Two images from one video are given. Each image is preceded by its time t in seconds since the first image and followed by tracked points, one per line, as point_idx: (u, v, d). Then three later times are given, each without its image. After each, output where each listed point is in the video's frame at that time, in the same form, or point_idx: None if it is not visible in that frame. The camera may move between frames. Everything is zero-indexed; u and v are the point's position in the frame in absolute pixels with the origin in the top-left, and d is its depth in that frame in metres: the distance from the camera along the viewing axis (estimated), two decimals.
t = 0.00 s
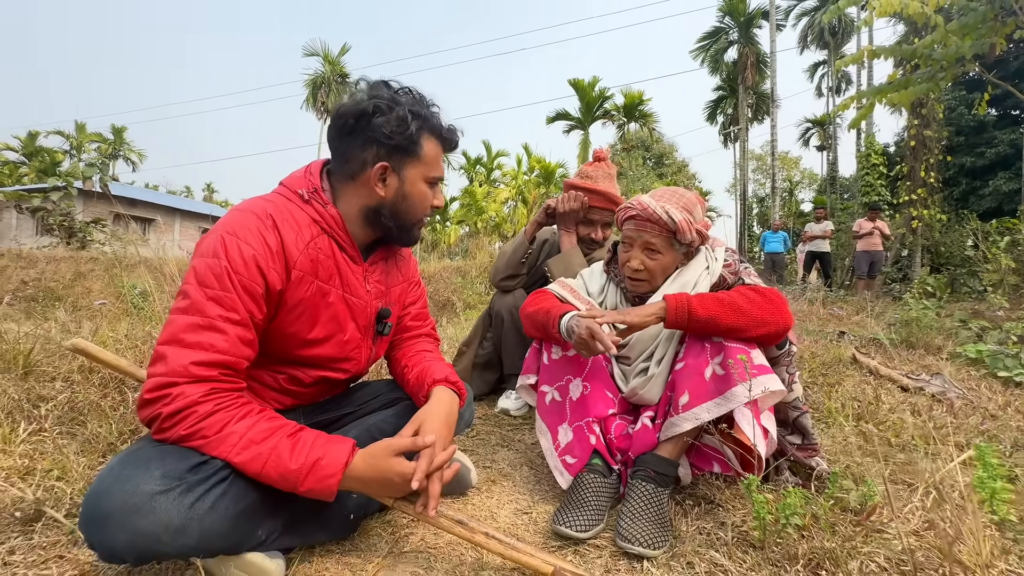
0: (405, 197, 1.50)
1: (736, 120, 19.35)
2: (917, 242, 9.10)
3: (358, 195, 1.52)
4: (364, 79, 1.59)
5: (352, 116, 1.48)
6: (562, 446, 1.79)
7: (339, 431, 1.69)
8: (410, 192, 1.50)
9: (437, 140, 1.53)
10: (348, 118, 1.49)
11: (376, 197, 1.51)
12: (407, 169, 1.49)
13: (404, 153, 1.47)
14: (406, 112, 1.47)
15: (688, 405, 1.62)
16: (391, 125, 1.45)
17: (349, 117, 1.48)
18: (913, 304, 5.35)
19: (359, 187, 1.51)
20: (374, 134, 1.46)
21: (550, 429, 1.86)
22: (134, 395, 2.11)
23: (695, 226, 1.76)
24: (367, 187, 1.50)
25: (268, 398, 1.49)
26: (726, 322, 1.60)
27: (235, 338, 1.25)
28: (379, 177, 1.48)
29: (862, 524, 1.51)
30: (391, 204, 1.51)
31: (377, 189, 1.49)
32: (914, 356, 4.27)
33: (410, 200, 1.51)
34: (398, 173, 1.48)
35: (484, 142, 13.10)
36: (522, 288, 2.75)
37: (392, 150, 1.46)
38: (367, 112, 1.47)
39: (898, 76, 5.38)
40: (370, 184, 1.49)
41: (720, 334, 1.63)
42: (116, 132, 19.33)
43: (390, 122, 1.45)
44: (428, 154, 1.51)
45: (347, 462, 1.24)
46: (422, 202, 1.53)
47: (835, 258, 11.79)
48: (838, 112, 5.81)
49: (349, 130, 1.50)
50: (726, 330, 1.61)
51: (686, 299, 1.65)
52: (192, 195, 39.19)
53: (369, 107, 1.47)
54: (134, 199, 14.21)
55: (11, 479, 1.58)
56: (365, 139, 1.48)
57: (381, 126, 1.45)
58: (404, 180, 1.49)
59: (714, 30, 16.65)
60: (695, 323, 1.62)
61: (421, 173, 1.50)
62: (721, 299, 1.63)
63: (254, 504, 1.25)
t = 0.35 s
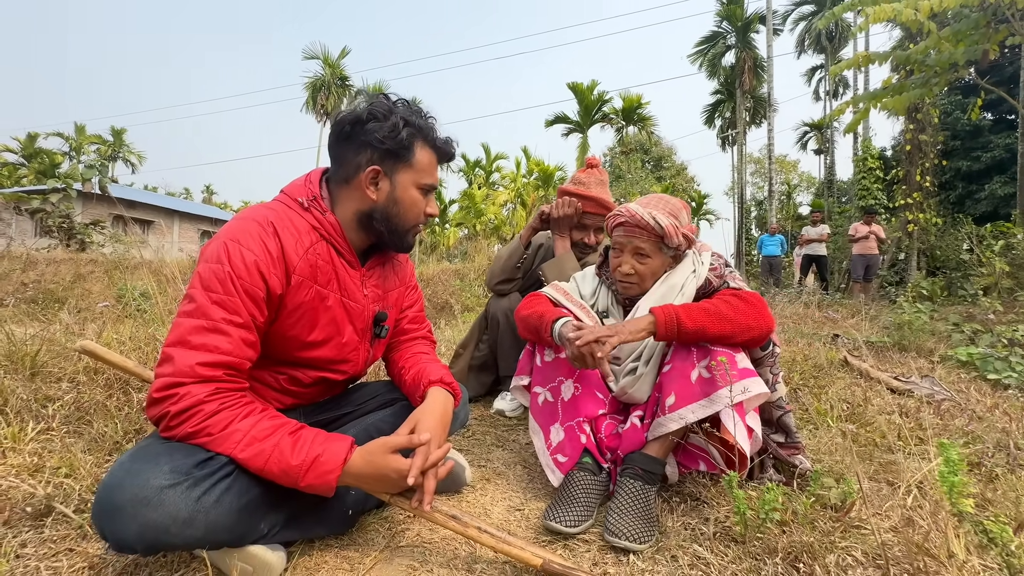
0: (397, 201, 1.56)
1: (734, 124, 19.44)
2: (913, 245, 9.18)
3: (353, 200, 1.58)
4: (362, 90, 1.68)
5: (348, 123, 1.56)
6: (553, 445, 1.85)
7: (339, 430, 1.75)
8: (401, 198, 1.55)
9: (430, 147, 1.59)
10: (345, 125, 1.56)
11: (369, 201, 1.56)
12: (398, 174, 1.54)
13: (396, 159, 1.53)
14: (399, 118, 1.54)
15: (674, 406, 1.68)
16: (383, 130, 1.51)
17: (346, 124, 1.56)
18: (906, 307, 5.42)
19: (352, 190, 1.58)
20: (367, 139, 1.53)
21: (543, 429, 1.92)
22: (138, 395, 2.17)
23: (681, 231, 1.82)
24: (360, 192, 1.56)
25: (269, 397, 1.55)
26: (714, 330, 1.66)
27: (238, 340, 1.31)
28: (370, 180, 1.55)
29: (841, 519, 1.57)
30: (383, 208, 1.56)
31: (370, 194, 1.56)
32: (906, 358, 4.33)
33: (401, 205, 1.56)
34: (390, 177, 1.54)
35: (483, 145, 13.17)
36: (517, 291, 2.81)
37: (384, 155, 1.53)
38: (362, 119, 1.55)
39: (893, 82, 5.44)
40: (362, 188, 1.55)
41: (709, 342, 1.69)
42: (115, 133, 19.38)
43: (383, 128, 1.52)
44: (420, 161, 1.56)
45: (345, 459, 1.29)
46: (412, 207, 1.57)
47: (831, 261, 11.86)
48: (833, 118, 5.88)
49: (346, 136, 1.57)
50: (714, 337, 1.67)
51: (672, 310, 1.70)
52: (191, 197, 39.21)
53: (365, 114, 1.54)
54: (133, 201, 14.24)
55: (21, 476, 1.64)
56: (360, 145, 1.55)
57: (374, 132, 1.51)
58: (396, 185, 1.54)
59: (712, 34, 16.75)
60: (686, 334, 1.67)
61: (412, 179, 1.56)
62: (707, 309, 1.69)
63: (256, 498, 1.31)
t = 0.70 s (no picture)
0: (388, 202, 1.56)
1: (730, 125, 19.52)
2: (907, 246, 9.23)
3: (346, 201, 1.59)
4: (356, 93, 1.69)
5: (340, 124, 1.56)
6: (547, 445, 1.86)
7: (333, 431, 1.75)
8: (393, 199, 1.56)
9: (422, 148, 1.60)
10: (336, 126, 1.57)
11: (361, 202, 1.57)
12: (390, 175, 1.55)
13: (388, 160, 1.54)
14: (391, 120, 1.55)
15: (664, 405, 1.69)
16: (375, 132, 1.52)
17: (337, 125, 1.56)
18: (900, 307, 5.45)
19: (344, 192, 1.58)
20: (359, 141, 1.53)
21: (537, 429, 1.93)
22: (132, 397, 2.17)
23: (670, 230, 1.84)
24: (352, 193, 1.57)
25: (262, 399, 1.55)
26: (702, 332, 1.68)
27: (231, 342, 1.32)
28: (362, 182, 1.55)
29: (831, 518, 1.59)
30: (375, 209, 1.57)
31: (362, 195, 1.56)
32: (899, 358, 4.36)
33: (393, 206, 1.57)
34: (382, 179, 1.55)
35: (479, 146, 13.17)
36: (512, 292, 2.82)
37: (375, 156, 1.54)
38: (353, 120, 1.55)
39: (885, 83, 5.46)
40: (354, 189, 1.56)
41: (698, 343, 1.70)
42: (109, 135, 19.30)
43: (375, 129, 1.53)
44: (411, 162, 1.57)
45: (338, 460, 1.30)
46: (404, 208, 1.58)
47: (826, 262, 11.92)
48: (827, 119, 5.91)
49: (338, 137, 1.57)
50: (703, 339, 1.68)
51: (660, 313, 1.71)
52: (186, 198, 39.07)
53: (357, 115, 1.55)
54: (128, 203, 14.19)
55: (13, 479, 1.64)
56: (351, 146, 1.55)
57: (365, 134, 1.52)
58: (388, 186, 1.55)
59: (707, 36, 16.82)
60: (674, 338, 1.69)
61: (403, 180, 1.56)
62: (695, 311, 1.69)
63: (249, 500, 1.31)
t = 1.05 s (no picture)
0: (387, 207, 1.57)
1: (725, 123, 19.55)
2: (902, 243, 9.28)
3: (345, 205, 1.59)
4: (355, 97, 1.69)
5: (339, 128, 1.57)
6: (548, 446, 1.87)
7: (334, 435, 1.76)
8: (392, 203, 1.56)
9: (421, 153, 1.60)
10: (336, 130, 1.57)
11: (360, 206, 1.57)
12: (389, 180, 1.56)
13: (387, 164, 1.54)
14: (389, 124, 1.55)
15: (660, 405, 1.70)
16: (374, 136, 1.52)
17: (336, 129, 1.57)
18: (895, 305, 5.48)
19: (343, 196, 1.58)
20: (358, 145, 1.54)
21: (538, 430, 1.94)
22: (131, 401, 2.17)
23: (671, 234, 1.85)
24: (352, 197, 1.57)
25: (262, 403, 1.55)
26: (697, 331, 1.69)
27: (232, 348, 1.32)
28: (361, 186, 1.56)
29: (828, 518, 1.60)
30: (374, 213, 1.57)
31: (361, 199, 1.57)
32: (894, 356, 4.39)
33: (392, 210, 1.57)
34: (381, 183, 1.55)
35: (475, 144, 13.16)
36: (511, 294, 2.83)
37: (374, 161, 1.54)
38: (352, 124, 1.56)
39: (880, 82, 5.49)
40: (353, 193, 1.56)
41: (693, 342, 1.71)
42: (103, 133, 19.19)
43: (374, 134, 1.53)
44: (410, 166, 1.57)
45: (340, 465, 1.30)
46: (403, 212, 1.58)
47: (822, 259, 11.97)
48: (822, 117, 5.93)
49: (337, 141, 1.58)
50: (697, 338, 1.70)
51: (657, 309, 1.72)
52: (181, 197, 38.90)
53: (356, 120, 1.56)
54: (123, 203, 14.12)
55: (13, 484, 1.63)
56: (351, 150, 1.56)
57: (364, 138, 1.53)
58: (386, 191, 1.55)
59: (703, 34, 16.84)
60: (669, 334, 1.70)
61: (402, 184, 1.57)
62: (691, 309, 1.71)
63: (251, 505, 1.31)
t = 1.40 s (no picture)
0: (387, 200, 1.56)
1: (724, 118, 19.52)
2: (899, 238, 9.30)
3: (345, 198, 1.59)
4: (355, 90, 1.69)
5: (339, 121, 1.56)
6: (549, 439, 1.87)
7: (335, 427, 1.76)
8: (392, 196, 1.56)
9: (421, 146, 1.60)
10: (335, 123, 1.57)
11: (359, 199, 1.57)
12: (389, 173, 1.55)
13: (387, 158, 1.54)
14: (390, 117, 1.55)
15: (661, 398, 1.71)
16: (374, 129, 1.52)
17: (336, 122, 1.56)
18: (892, 300, 5.49)
19: (343, 190, 1.58)
20: (358, 138, 1.53)
21: (539, 423, 1.94)
22: (131, 396, 2.16)
23: (672, 229, 1.85)
24: (351, 191, 1.57)
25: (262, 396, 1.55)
26: (696, 325, 1.69)
27: (233, 341, 1.32)
28: (361, 180, 1.55)
29: (827, 509, 1.61)
30: (373, 207, 1.57)
31: (360, 192, 1.56)
32: (891, 350, 4.40)
33: (392, 204, 1.57)
34: (381, 176, 1.55)
35: (473, 140, 13.12)
36: (510, 288, 2.83)
37: (374, 154, 1.53)
38: (352, 118, 1.55)
39: (879, 76, 5.49)
40: (353, 186, 1.56)
41: (693, 336, 1.72)
42: (99, 129, 19.11)
43: (374, 127, 1.53)
44: (410, 160, 1.57)
45: (341, 458, 1.31)
46: (402, 206, 1.58)
47: (819, 255, 11.97)
48: (821, 112, 5.92)
49: (336, 134, 1.57)
50: (697, 332, 1.70)
51: (656, 304, 1.72)
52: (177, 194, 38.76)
53: (355, 113, 1.55)
54: (118, 199, 14.05)
55: (14, 479, 1.63)
56: (350, 143, 1.55)
57: (364, 131, 1.52)
58: (386, 184, 1.55)
59: (701, 29, 16.79)
60: (669, 329, 1.70)
61: (402, 178, 1.56)
62: (690, 304, 1.71)
63: (252, 498, 1.31)
